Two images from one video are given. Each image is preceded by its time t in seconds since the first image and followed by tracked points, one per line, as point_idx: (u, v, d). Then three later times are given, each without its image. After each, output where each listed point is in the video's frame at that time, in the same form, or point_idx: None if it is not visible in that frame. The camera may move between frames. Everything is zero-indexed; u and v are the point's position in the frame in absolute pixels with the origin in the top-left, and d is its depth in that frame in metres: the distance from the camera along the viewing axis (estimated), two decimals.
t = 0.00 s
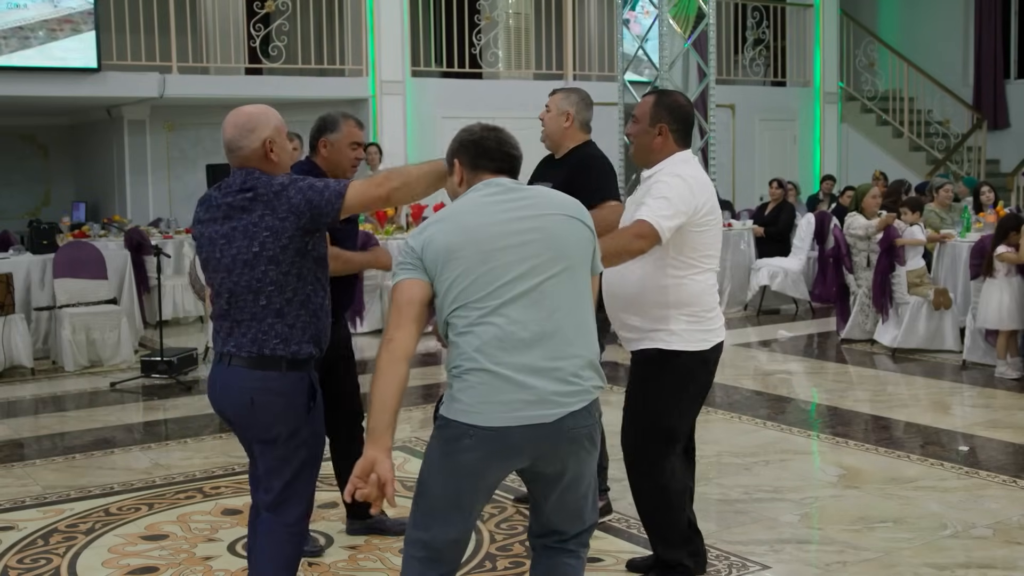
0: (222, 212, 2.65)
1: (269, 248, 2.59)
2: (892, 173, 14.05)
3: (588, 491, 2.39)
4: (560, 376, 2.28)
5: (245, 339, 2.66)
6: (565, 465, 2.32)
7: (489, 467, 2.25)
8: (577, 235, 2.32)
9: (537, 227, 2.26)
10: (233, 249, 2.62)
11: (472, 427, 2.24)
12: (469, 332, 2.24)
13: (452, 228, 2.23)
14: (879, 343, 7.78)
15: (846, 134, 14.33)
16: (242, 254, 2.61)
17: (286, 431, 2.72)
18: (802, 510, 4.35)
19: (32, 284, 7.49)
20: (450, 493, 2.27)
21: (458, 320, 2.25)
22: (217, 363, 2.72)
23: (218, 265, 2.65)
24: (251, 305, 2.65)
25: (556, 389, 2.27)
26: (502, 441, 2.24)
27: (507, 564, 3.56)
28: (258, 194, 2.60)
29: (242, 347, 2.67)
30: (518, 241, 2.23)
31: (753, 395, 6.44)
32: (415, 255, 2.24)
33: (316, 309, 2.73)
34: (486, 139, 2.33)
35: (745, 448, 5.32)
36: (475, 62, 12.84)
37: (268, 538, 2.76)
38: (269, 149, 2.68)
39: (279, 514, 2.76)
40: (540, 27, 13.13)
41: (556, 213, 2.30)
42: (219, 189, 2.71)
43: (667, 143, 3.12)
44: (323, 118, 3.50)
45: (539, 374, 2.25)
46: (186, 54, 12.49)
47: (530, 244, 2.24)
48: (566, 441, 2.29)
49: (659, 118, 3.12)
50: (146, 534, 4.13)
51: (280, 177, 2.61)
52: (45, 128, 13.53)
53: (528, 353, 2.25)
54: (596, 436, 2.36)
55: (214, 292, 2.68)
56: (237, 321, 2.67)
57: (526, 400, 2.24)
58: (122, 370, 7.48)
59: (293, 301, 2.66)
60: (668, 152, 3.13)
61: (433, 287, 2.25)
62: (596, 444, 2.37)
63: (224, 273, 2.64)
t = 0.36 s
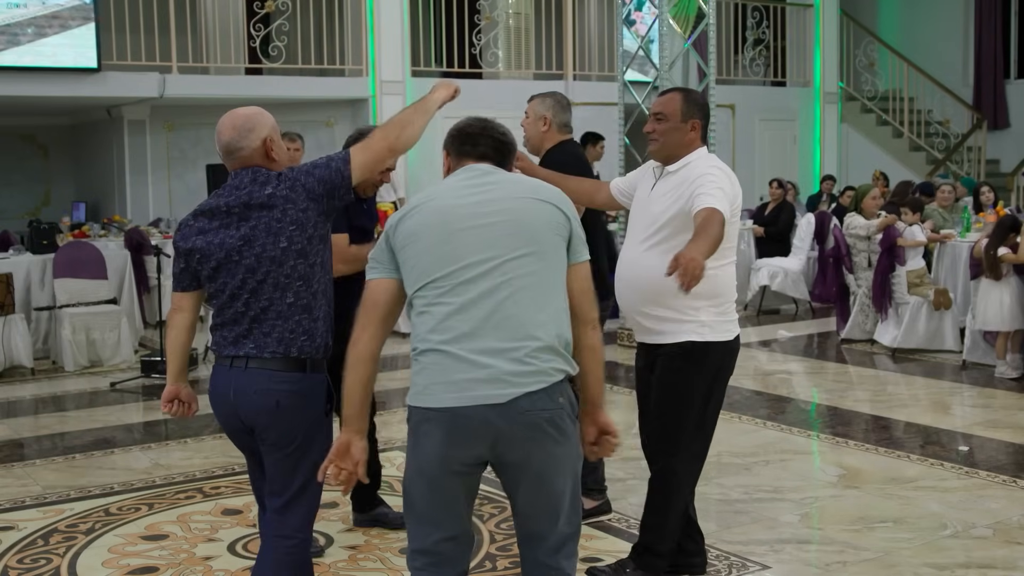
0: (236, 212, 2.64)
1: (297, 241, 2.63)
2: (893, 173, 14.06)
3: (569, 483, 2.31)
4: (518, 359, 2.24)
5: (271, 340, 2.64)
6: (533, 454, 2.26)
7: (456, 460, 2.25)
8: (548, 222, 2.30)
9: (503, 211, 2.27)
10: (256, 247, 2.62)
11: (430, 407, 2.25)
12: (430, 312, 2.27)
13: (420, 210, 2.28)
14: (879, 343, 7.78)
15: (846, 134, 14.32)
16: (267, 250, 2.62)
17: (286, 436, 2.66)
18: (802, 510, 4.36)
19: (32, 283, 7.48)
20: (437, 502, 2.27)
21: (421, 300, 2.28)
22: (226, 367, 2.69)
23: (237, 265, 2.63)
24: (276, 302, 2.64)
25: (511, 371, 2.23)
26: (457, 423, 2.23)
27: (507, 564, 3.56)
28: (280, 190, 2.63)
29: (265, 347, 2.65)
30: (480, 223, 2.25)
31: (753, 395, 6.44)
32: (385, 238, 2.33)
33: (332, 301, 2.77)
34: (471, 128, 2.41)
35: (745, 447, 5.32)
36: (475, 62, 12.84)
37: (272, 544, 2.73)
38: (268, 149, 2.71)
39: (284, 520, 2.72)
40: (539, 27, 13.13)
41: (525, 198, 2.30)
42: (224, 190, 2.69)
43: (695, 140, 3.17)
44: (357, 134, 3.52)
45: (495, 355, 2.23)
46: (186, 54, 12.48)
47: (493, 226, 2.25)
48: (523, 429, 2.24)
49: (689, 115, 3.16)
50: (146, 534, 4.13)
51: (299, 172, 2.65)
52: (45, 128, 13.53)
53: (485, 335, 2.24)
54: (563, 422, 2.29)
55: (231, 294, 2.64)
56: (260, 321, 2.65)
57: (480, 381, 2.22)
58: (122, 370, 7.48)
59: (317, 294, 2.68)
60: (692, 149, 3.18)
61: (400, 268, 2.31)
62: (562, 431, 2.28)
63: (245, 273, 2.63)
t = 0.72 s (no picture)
0: (222, 227, 2.62)
1: (286, 253, 2.62)
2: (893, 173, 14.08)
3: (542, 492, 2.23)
4: (458, 368, 2.20)
5: (262, 352, 2.63)
6: (492, 466, 2.20)
7: (417, 468, 2.27)
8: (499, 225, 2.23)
9: (450, 217, 2.24)
10: (245, 261, 2.61)
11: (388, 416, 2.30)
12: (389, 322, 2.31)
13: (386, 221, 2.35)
14: (880, 343, 7.77)
15: (846, 134, 14.31)
16: (257, 264, 2.61)
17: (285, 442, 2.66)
18: (802, 510, 4.36)
19: (33, 283, 7.48)
20: (423, 511, 2.32)
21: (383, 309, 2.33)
22: (221, 381, 2.67)
23: (226, 280, 2.62)
24: (267, 314, 2.63)
25: (449, 380, 2.19)
26: (407, 433, 2.25)
27: (507, 564, 3.56)
28: (266, 204, 2.62)
29: (259, 359, 2.64)
30: (427, 230, 2.25)
31: (753, 395, 6.44)
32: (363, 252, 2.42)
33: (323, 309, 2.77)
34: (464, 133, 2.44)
35: (745, 448, 5.33)
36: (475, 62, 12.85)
37: (283, 547, 2.72)
38: (255, 161, 2.71)
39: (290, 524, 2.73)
40: (540, 27, 13.13)
41: (476, 203, 2.24)
42: (208, 205, 2.67)
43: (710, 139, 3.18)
44: (397, 158, 3.44)
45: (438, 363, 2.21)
46: (186, 54, 12.48)
47: (441, 234, 2.23)
48: (469, 442, 2.20)
49: (706, 119, 3.17)
50: (146, 534, 4.13)
51: (284, 186, 2.65)
52: (45, 128, 13.53)
53: (429, 343, 2.23)
54: (521, 432, 2.20)
55: (222, 309, 2.63)
56: (252, 333, 2.64)
57: (421, 389, 2.21)
58: (122, 370, 7.48)
59: (306, 304, 2.68)
60: (707, 149, 3.19)
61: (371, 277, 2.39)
62: (520, 441, 2.20)
63: (235, 287, 2.62)
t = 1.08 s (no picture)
0: (185, 222, 2.63)
1: (244, 251, 2.62)
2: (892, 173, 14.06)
3: (546, 495, 2.23)
4: (449, 371, 2.22)
5: (217, 348, 2.65)
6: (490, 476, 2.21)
7: (429, 471, 2.33)
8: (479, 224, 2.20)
9: (437, 220, 2.24)
10: (203, 257, 2.62)
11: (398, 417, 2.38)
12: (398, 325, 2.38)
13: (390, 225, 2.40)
14: (880, 343, 7.77)
15: (846, 134, 14.31)
16: (214, 261, 2.62)
17: (251, 430, 2.67)
18: (802, 510, 4.36)
19: (33, 283, 7.48)
20: (446, 510, 2.37)
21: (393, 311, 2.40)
22: (181, 373, 2.71)
23: (186, 275, 2.64)
24: (223, 312, 2.65)
25: (440, 384, 2.22)
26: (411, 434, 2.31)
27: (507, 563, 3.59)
28: (227, 201, 2.61)
29: (214, 355, 2.66)
30: (416, 236, 2.27)
31: (753, 395, 6.45)
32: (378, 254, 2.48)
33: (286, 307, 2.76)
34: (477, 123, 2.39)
35: (744, 448, 5.33)
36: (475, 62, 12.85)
37: (287, 524, 2.75)
38: (230, 156, 2.71)
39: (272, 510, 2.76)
40: (540, 26, 13.13)
41: (457, 203, 2.22)
42: (178, 199, 2.70)
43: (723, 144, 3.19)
44: (397, 154, 3.44)
45: (431, 366, 2.25)
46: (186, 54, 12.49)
47: (430, 239, 2.24)
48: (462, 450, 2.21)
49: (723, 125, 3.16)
50: (146, 535, 4.13)
51: (245, 185, 2.63)
52: (45, 128, 13.54)
53: (425, 346, 2.27)
54: (506, 442, 2.19)
55: (183, 302, 2.66)
56: (208, 328, 2.66)
57: (417, 392, 2.26)
58: (121, 370, 7.48)
59: (264, 302, 2.67)
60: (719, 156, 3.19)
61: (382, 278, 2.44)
62: (507, 453, 2.19)
63: (194, 282, 2.63)
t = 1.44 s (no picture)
0: (167, 218, 2.61)
1: (228, 247, 2.61)
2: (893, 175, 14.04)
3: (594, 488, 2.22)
4: (514, 364, 2.19)
5: (206, 345, 2.64)
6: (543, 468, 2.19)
7: (470, 462, 2.28)
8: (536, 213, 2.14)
9: (491, 209, 2.17)
10: (188, 253, 2.60)
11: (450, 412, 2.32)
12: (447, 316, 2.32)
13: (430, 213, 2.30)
14: (880, 344, 7.77)
15: (846, 135, 14.30)
16: (200, 257, 2.60)
17: (247, 434, 2.68)
18: (803, 510, 4.36)
19: (34, 284, 7.50)
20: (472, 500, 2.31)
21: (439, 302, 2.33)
22: (171, 372, 2.70)
23: (170, 272, 2.62)
24: (210, 308, 2.64)
25: (505, 377, 2.19)
26: (466, 430, 2.26)
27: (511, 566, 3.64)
28: (209, 197, 2.59)
29: (203, 352, 2.65)
30: (473, 227, 2.20)
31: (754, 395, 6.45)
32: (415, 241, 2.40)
33: (274, 300, 2.74)
34: (502, 94, 2.22)
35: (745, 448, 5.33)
36: (475, 63, 12.85)
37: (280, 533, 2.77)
38: (218, 152, 2.71)
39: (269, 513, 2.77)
40: (540, 27, 13.14)
41: (511, 192, 2.15)
42: (161, 193, 2.67)
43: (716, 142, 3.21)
44: (373, 140, 3.51)
45: (494, 361, 2.21)
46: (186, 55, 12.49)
47: (489, 231, 2.18)
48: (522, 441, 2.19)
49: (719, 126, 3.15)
50: (147, 535, 4.14)
51: (225, 179, 2.60)
52: (46, 129, 13.54)
53: (484, 340, 2.22)
54: (570, 433, 2.19)
55: (170, 299, 2.64)
56: (197, 325, 2.65)
57: (480, 388, 2.21)
58: (123, 370, 7.48)
59: (251, 296, 2.66)
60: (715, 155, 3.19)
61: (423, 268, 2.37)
62: (571, 443, 2.19)
63: (180, 279, 2.62)
